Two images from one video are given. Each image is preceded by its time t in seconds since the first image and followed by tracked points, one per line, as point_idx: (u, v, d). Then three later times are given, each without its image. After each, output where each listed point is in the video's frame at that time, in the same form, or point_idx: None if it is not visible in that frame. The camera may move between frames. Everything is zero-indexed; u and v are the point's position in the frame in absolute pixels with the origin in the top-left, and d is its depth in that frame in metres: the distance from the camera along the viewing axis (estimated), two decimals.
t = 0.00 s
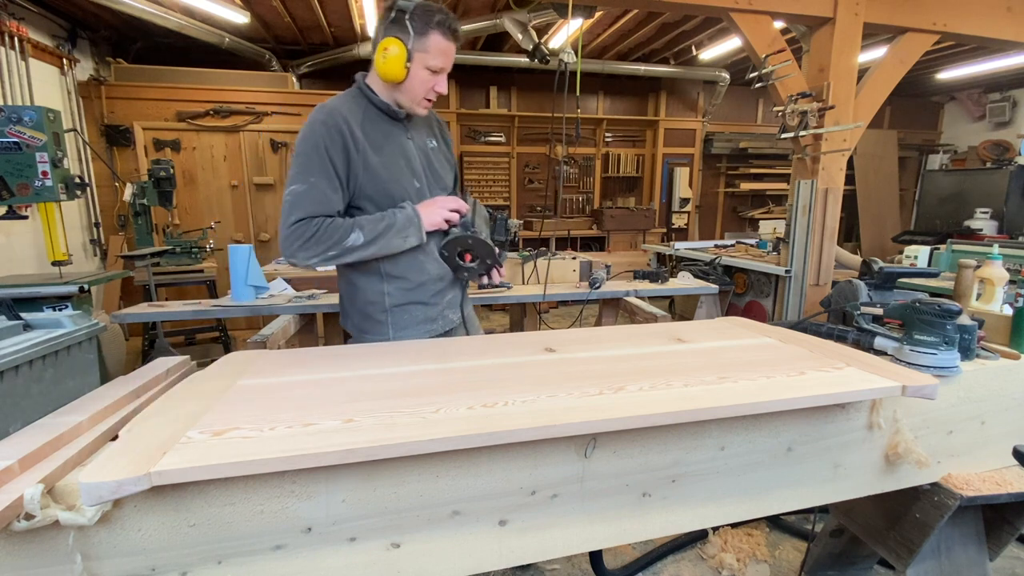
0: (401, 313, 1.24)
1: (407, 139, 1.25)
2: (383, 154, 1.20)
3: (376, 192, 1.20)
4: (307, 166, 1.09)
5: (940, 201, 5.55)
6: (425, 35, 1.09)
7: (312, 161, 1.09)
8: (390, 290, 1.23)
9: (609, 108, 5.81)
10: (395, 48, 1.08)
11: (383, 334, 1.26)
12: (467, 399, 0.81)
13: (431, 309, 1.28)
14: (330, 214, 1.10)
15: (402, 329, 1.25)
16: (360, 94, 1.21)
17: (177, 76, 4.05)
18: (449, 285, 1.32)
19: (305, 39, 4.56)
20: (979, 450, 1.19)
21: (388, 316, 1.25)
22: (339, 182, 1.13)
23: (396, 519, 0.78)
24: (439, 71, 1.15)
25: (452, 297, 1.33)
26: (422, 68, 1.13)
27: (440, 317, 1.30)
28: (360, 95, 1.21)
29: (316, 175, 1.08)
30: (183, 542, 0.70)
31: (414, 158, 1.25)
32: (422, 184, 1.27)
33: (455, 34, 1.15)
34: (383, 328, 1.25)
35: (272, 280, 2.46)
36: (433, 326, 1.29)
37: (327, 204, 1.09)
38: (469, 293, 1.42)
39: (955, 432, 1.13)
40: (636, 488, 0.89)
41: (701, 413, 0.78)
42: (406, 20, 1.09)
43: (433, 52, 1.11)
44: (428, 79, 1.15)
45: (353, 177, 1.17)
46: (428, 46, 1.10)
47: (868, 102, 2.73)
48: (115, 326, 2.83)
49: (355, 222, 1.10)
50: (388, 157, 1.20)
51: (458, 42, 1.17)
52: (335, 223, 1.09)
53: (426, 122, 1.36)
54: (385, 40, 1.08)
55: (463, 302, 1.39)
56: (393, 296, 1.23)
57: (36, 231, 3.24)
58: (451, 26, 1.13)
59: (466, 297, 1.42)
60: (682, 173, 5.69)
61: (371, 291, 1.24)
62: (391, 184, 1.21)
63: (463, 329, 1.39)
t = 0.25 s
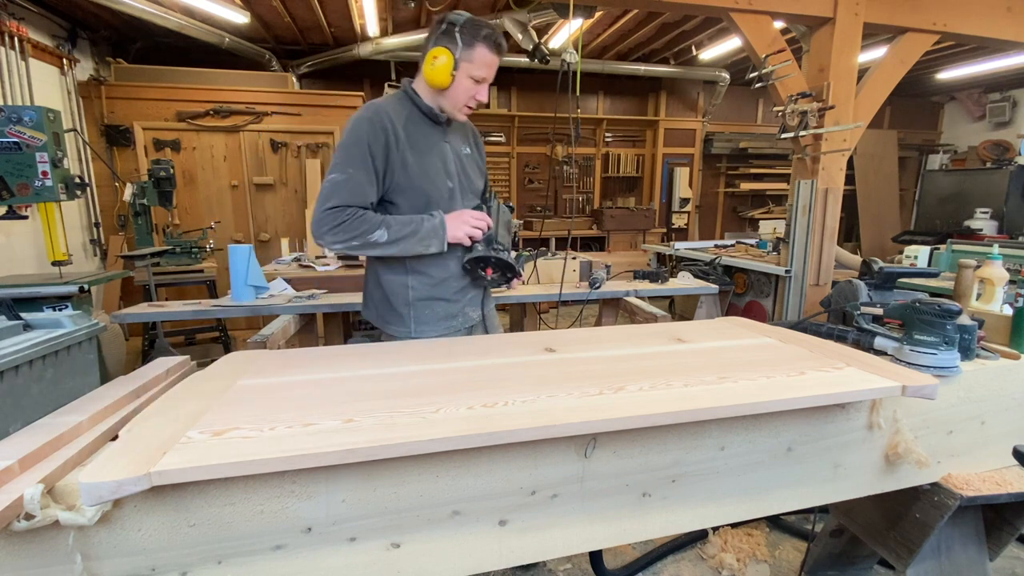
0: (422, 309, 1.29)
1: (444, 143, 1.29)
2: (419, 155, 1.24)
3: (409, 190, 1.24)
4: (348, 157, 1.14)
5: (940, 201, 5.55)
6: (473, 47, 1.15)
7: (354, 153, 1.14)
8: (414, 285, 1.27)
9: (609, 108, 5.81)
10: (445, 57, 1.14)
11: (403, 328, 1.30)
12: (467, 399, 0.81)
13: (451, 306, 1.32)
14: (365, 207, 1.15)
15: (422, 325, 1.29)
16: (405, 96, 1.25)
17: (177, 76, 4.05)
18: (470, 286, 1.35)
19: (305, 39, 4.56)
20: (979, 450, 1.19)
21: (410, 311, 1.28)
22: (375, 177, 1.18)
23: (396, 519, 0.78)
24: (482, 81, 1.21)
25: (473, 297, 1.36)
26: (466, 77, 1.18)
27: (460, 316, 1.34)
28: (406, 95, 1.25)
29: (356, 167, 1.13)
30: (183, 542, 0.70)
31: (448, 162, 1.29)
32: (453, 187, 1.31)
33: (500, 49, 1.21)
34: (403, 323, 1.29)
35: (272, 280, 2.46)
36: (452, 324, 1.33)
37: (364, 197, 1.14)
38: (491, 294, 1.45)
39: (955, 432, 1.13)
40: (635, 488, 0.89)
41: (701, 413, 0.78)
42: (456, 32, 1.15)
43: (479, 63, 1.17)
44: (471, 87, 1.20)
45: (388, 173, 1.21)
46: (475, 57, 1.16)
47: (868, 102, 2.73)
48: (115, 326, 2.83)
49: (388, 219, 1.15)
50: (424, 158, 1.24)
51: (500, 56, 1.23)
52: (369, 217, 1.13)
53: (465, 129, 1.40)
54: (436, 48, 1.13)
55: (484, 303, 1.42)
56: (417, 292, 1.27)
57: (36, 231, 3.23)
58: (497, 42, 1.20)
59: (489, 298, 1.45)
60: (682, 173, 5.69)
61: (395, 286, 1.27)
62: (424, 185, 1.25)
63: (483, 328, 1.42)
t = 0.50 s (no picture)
0: (434, 300, 1.36)
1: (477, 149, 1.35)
2: (449, 157, 1.31)
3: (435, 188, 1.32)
4: (384, 149, 1.23)
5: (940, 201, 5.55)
6: (520, 62, 1.22)
7: (389, 145, 1.23)
8: (428, 277, 1.34)
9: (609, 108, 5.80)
10: (493, 69, 1.21)
11: (416, 314, 1.38)
12: (467, 399, 0.81)
13: (463, 302, 1.38)
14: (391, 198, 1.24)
15: (432, 315, 1.36)
16: (451, 101, 1.33)
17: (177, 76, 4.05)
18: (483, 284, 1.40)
19: (306, 39, 4.56)
20: (979, 450, 1.19)
21: (423, 300, 1.36)
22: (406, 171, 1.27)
23: (396, 519, 0.78)
24: (524, 95, 1.28)
25: (485, 296, 1.42)
26: (510, 90, 1.26)
27: (471, 312, 1.40)
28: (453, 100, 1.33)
29: (389, 160, 1.23)
30: (183, 541, 0.70)
31: (478, 166, 1.36)
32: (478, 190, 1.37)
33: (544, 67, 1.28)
34: (415, 309, 1.38)
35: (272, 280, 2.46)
36: (462, 318, 1.39)
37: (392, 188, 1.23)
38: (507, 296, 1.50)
39: (955, 432, 1.13)
40: (636, 488, 0.89)
41: (701, 413, 0.78)
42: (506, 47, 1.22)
43: (524, 78, 1.24)
44: (513, 100, 1.28)
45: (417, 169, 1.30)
46: (521, 72, 1.23)
47: (868, 102, 2.73)
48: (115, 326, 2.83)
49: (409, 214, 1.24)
50: (454, 160, 1.32)
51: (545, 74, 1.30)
52: (392, 208, 1.23)
53: (503, 138, 1.46)
54: (486, 60, 1.21)
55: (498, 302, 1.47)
56: (431, 283, 1.35)
57: (35, 231, 3.23)
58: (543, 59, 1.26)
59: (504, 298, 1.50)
60: (682, 172, 5.69)
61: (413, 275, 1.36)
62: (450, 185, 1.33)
63: (494, 324, 1.47)
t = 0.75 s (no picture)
0: (436, 292, 1.36)
1: (488, 146, 1.36)
2: (460, 152, 1.33)
3: (442, 183, 1.34)
4: (395, 142, 1.27)
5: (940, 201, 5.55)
6: (532, 67, 1.21)
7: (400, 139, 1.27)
8: (430, 268, 1.35)
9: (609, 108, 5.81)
10: (504, 74, 1.21)
11: (416, 305, 1.39)
12: (467, 399, 0.81)
13: (464, 297, 1.38)
14: (399, 189, 1.26)
15: (432, 307, 1.37)
16: (466, 100, 1.35)
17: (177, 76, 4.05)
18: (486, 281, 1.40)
19: (306, 39, 4.56)
20: (979, 450, 1.19)
21: (424, 292, 1.37)
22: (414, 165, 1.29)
23: (396, 519, 0.78)
24: (535, 99, 1.28)
25: (487, 293, 1.41)
26: (521, 94, 1.25)
27: (471, 308, 1.40)
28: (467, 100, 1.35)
29: (398, 153, 1.26)
30: (183, 541, 0.70)
31: (486, 164, 1.36)
32: (485, 187, 1.38)
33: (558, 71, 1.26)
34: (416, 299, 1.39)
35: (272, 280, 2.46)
36: (462, 313, 1.39)
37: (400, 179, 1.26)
38: (510, 296, 1.49)
39: (955, 432, 1.13)
40: (635, 488, 0.89)
41: (701, 413, 0.78)
42: (518, 51, 1.21)
43: (535, 83, 1.24)
44: (524, 104, 1.28)
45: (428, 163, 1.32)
46: (533, 78, 1.23)
47: (868, 102, 2.73)
48: (115, 326, 2.83)
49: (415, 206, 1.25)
50: (462, 156, 1.33)
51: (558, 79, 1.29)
52: (400, 198, 1.25)
53: (516, 141, 1.46)
54: (498, 64, 1.21)
55: (501, 302, 1.46)
56: (433, 275, 1.36)
57: (35, 231, 3.23)
58: (557, 64, 1.25)
59: (508, 298, 1.49)
60: (682, 172, 5.69)
61: (416, 267, 1.37)
62: (457, 181, 1.34)
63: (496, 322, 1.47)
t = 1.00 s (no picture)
0: (439, 287, 1.36)
1: (494, 145, 1.38)
2: (468, 150, 1.34)
3: (450, 180, 1.34)
4: (405, 139, 1.27)
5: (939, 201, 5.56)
6: (533, 66, 1.22)
7: (410, 135, 1.27)
8: (434, 264, 1.36)
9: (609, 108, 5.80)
10: (506, 72, 1.21)
11: (417, 301, 1.39)
12: (467, 399, 0.81)
13: (467, 294, 1.37)
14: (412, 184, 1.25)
15: (433, 304, 1.37)
16: (468, 100, 1.35)
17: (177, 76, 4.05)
18: (489, 280, 1.39)
19: (306, 39, 4.56)
20: (979, 450, 1.19)
21: (426, 287, 1.38)
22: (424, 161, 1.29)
23: (396, 519, 0.78)
24: (536, 97, 1.28)
25: (490, 292, 1.40)
26: (523, 92, 1.26)
27: (473, 307, 1.39)
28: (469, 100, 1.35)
29: (409, 149, 1.26)
30: (183, 541, 0.70)
31: (491, 164, 1.38)
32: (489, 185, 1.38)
33: (558, 70, 1.27)
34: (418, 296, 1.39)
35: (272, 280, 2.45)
36: (463, 311, 1.38)
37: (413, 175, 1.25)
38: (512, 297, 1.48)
39: (955, 432, 1.13)
40: (636, 489, 0.89)
41: (701, 413, 0.78)
42: (520, 50, 1.22)
43: (537, 81, 1.24)
44: (525, 103, 1.28)
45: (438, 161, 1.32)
46: (534, 76, 1.23)
47: (868, 102, 2.73)
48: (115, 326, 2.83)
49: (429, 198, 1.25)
50: (468, 154, 1.33)
51: (559, 78, 1.30)
52: (414, 193, 1.24)
53: (519, 142, 1.47)
54: (499, 62, 1.21)
55: (504, 302, 1.45)
56: (436, 271, 1.36)
57: (36, 231, 3.23)
58: (558, 63, 1.26)
59: (509, 299, 1.48)
60: (682, 172, 5.69)
61: (420, 263, 1.38)
62: (464, 178, 1.34)
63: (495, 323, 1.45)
